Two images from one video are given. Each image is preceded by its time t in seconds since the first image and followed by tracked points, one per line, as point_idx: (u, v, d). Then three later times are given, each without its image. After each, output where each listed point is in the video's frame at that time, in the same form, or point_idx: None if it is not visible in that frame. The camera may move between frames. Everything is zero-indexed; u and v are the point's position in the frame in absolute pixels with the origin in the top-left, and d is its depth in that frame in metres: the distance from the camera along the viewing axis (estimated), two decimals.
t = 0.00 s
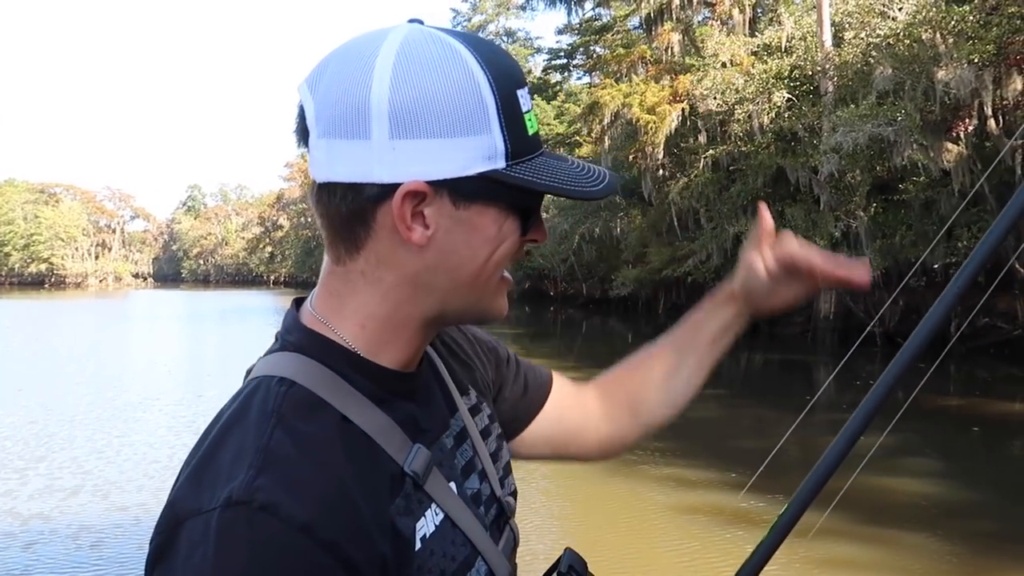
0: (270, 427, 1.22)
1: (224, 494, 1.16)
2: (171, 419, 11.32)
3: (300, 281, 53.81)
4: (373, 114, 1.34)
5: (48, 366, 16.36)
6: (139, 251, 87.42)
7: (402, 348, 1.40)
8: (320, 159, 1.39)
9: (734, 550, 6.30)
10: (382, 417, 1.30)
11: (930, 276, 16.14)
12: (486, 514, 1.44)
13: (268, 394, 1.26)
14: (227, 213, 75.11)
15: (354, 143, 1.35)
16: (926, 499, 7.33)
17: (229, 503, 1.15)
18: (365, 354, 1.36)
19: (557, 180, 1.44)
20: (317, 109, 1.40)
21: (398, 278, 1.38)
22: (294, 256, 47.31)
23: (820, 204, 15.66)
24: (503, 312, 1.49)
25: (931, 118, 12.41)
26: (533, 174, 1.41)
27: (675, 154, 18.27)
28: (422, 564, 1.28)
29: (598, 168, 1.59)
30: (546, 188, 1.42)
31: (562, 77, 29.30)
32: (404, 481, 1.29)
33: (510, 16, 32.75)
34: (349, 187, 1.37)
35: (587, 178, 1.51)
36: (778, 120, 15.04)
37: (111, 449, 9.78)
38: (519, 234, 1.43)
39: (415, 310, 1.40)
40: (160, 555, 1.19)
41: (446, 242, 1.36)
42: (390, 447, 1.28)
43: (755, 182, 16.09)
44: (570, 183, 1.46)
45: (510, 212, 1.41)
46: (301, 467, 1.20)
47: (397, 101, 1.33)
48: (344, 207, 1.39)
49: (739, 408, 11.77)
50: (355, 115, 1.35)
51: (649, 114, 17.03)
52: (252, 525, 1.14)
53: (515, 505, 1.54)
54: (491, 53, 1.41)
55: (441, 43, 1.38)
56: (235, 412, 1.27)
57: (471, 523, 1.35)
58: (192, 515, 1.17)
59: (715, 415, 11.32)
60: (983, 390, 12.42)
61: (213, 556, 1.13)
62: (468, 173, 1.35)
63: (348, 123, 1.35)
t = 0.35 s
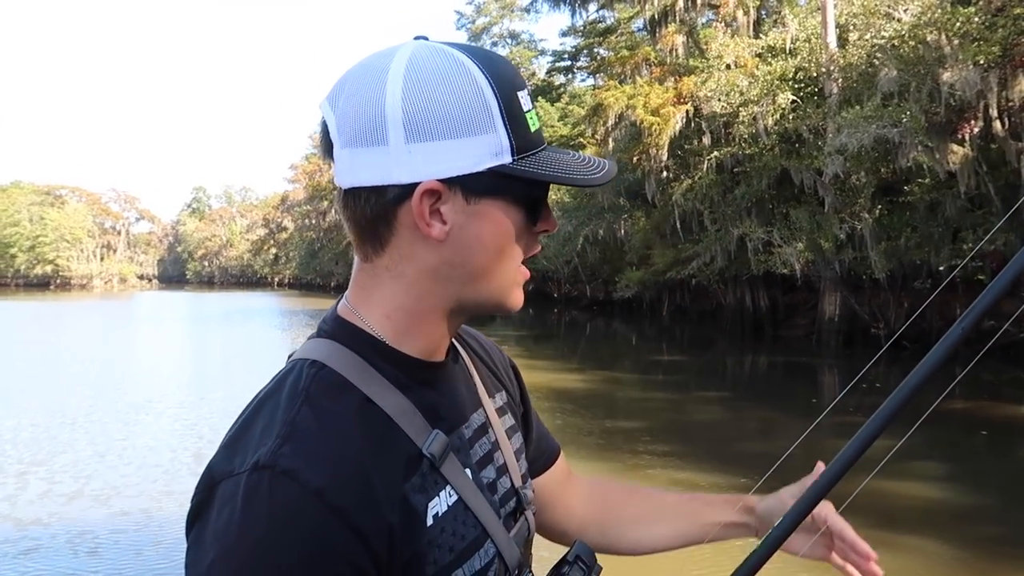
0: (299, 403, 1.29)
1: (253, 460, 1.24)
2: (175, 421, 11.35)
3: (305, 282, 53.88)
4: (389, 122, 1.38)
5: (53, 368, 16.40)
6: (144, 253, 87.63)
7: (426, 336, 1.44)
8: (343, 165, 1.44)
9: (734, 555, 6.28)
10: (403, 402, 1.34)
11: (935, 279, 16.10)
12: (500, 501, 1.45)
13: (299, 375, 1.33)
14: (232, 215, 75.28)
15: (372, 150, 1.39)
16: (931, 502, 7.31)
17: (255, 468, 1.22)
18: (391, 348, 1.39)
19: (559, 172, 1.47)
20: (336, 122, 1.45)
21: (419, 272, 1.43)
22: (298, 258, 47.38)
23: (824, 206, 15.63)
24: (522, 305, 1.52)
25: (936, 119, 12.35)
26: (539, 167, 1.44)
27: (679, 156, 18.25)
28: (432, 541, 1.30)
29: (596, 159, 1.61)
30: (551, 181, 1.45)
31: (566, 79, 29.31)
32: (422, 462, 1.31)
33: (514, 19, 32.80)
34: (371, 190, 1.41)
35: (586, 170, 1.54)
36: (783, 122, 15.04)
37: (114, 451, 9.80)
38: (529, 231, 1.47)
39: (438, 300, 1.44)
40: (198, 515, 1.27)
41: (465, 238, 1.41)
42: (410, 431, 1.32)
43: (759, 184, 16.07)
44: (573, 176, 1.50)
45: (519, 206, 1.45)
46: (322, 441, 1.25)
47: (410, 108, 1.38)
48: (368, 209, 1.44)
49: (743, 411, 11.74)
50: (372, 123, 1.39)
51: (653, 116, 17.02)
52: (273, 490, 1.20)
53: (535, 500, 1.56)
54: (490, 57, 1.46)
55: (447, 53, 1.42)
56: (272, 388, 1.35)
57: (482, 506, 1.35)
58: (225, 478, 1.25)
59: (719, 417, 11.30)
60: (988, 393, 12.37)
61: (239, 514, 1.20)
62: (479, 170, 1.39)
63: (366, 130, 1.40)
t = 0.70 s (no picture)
0: (318, 404, 1.29)
1: (278, 459, 1.25)
2: (184, 421, 11.37)
3: (314, 282, 54.01)
4: (393, 129, 1.37)
5: (63, 368, 16.46)
6: (154, 253, 88.05)
7: (431, 338, 1.43)
8: (349, 168, 1.43)
9: (743, 553, 6.28)
10: (417, 397, 1.35)
11: (947, 278, 16.01)
12: (512, 490, 1.46)
13: (315, 376, 1.34)
14: (242, 215, 75.56)
15: (376, 153, 1.39)
16: (940, 503, 7.28)
17: (280, 467, 1.23)
18: (396, 346, 1.39)
19: (555, 179, 1.48)
20: (343, 126, 1.44)
21: (422, 271, 1.42)
22: (307, 258, 47.52)
23: (834, 205, 15.55)
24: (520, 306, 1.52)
25: (948, 118, 12.30)
26: (536, 174, 1.45)
27: (688, 155, 18.21)
28: (452, 530, 1.31)
29: (592, 169, 1.62)
30: (548, 189, 1.46)
31: (575, 79, 29.25)
32: (437, 454, 1.32)
33: (522, 18, 32.78)
34: (376, 191, 1.41)
35: (584, 180, 1.54)
36: (793, 121, 14.98)
37: (122, 452, 9.82)
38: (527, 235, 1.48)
39: (439, 299, 1.43)
40: (228, 515, 1.28)
41: (465, 236, 1.40)
42: (425, 425, 1.33)
43: (768, 184, 16.01)
44: (571, 183, 1.51)
45: (516, 212, 1.45)
46: (345, 438, 1.26)
47: (415, 115, 1.37)
48: (372, 211, 1.43)
49: (752, 411, 11.69)
50: (376, 129, 1.39)
51: (662, 115, 16.96)
52: (299, 486, 1.21)
53: (543, 486, 1.57)
54: (492, 67, 1.46)
55: (449, 61, 1.43)
56: (292, 386, 1.36)
57: (495, 492, 1.38)
58: (252, 477, 1.26)
59: (729, 418, 11.25)
60: (1001, 394, 12.29)
61: (268, 511, 1.21)
62: (476, 175, 1.39)
63: (371, 135, 1.39)
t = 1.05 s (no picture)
0: (339, 400, 1.30)
1: (300, 453, 1.25)
2: (185, 422, 11.35)
3: (314, 282, 54.05)
4: (429, 138, 1.37)
5: (63, 368, 16.45)
6: (153, 252, 88.03)
7: (448, 346, 1.45)
8: (380, 172, 1.41)
9: (748, 554, 6.28)
10: (433, 395, 1.36)
11: (948, 280, 16.01)
12: (520, 485, 1.48)
13: (335, 372, 1.34)
14: (241, 215, 75.56)
15: (408, 162, 1.38)
16: (946, 505, 7.25)
17: (304, 461, 1.23)
18: (417, 352, 1.39)
19: (581, 200, 1.47)
20: (377, 128, 1.42)
21: (445, 277, 1.43)
22: (307, 258, 47.56)
23: (835, 206, 15.53)
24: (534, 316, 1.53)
25: (950, 119, 12.31)
26: (564, 194, 1.44)
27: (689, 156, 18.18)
28: (466, 525, 1.33)
29: (615, 190, 1.62)
30: (575, 208, 1.45)
31: (575, 79, 29.25)
32: (452, 450, 1.34)
33: (523, 18, 32.80)
34: (405, 197, 1.40)
35: (608, 201, 1.54)
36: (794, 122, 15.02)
37: (122, 454, 9.80)
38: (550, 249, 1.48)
39: (460, 306, 1.45)
40: (245, 508, 1.27)
41: (489, 246, 1.41)
42: (440, 423, 1.35)
43: (769, 185, 16.01)
44: (596, 204, 1.51)
45: (539, 229, 1.44)
46: (368, 434, 1.27)
47: (452, 127, 1.37)
48: (398, 215, 1.42)
49: (752, 412, 11.69)
50: (412, 137, 1.38)
51: (663, 116, 16.94)
52: (323, 482, 1.22)
53: (545, 479, 1.59)
54: (527, 80, 1.46)
55: (489, 75, 1.42)
56: (309, 381, 1.36)
57: (506, 489, 1.40)
58: (271, 469, 1.26)
59: (730, 419, 11.25)
60: (1001, 395, 12.32)
61: (292, 506, 1.21)
62: (505, 192, 1.39)
63: (406, 143, 1.38)
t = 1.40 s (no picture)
0: (340, 402, 1.28)
1: (301, 457, 1.23)
2: (183, 425, 11.30)
3: (314, 283, 54.03)
4: (366, 138, 1.41)
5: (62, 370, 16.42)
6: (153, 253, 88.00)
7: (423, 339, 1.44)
8: (347, 175, 1.49)
9: (749, 558, 6.25)
10: (436, 399, 1.36)
11: (949, 280, 15.98)
12: (526, 491, 1.48)
13: (335, 373, 1.33)
14: (241, 216, 75.56)
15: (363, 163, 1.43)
16: (949, 509, 7.20)
17: (304, 464, 1.22)
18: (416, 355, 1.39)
19: (525, 182, 1.40)
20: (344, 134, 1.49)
21: (409, 271, 1.45)
22: (307, 259, 47.55)
23: (836, 207, 15.49)
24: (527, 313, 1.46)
25: (951, 120, 12.30)
26: (503, 179, 1.38)
27: (689, 157, 18.15)
28: (467, 529, 1.31)
29: (593, 173, 1.51)
30: (516, 191, 1.38)
31: (575, 80, 29.23)
32: (454, 455, 1.33)
33: (523, 19, 32.81)
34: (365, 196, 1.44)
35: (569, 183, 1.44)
36: (795, 123, 15.02)
37: (119, 457, 9.74)
38: (516, 234, 1.42)
39: (427, 301, 1.44)
40: (249, 511, 1.26)
41: (437, 236, 1.41)
42: (442, 427, 1.34)
43: (770, 186, 15.98)
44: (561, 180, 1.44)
45: (488, 217, 1.40)
46: (368, 435, 1.25)
47: (383, 123, 1.40)
48: (367, 213, 1.47)
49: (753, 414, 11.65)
50: (357, 139, 1.43)
51: (663, 117, 16.90)
52: (323, 484, 1.20)
53: (555, 487, 1.57)
54: (472, 67, 1.43)
55: (422, 65, 1.43)
56: (313, 382, 1.36)
57: (510, 495, 1.39)
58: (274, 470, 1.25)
59: (730, 421, 11.22)
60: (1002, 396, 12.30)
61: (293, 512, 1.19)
62: (435, 181, 1.37)
63: (355, 144, 1.44)
